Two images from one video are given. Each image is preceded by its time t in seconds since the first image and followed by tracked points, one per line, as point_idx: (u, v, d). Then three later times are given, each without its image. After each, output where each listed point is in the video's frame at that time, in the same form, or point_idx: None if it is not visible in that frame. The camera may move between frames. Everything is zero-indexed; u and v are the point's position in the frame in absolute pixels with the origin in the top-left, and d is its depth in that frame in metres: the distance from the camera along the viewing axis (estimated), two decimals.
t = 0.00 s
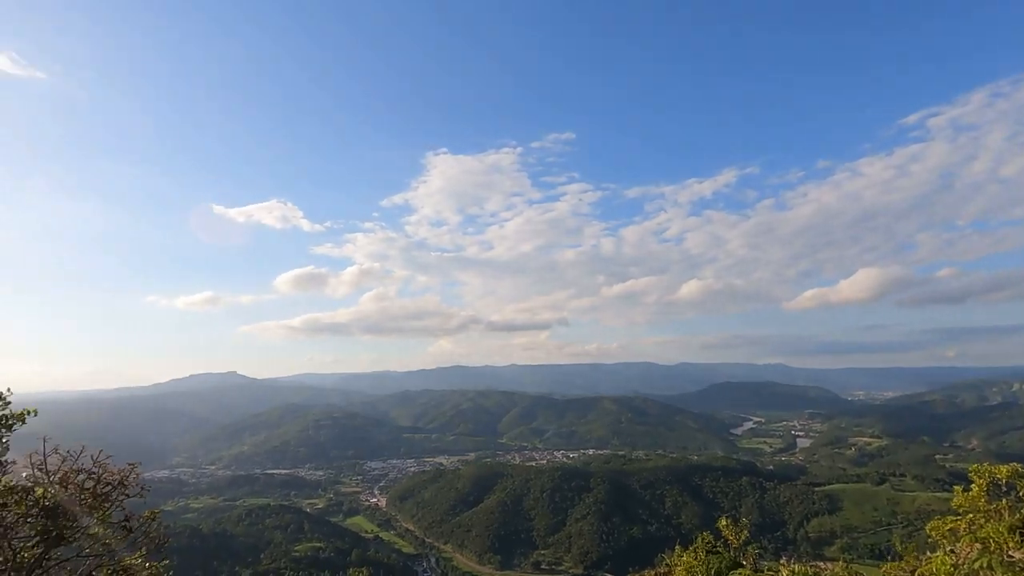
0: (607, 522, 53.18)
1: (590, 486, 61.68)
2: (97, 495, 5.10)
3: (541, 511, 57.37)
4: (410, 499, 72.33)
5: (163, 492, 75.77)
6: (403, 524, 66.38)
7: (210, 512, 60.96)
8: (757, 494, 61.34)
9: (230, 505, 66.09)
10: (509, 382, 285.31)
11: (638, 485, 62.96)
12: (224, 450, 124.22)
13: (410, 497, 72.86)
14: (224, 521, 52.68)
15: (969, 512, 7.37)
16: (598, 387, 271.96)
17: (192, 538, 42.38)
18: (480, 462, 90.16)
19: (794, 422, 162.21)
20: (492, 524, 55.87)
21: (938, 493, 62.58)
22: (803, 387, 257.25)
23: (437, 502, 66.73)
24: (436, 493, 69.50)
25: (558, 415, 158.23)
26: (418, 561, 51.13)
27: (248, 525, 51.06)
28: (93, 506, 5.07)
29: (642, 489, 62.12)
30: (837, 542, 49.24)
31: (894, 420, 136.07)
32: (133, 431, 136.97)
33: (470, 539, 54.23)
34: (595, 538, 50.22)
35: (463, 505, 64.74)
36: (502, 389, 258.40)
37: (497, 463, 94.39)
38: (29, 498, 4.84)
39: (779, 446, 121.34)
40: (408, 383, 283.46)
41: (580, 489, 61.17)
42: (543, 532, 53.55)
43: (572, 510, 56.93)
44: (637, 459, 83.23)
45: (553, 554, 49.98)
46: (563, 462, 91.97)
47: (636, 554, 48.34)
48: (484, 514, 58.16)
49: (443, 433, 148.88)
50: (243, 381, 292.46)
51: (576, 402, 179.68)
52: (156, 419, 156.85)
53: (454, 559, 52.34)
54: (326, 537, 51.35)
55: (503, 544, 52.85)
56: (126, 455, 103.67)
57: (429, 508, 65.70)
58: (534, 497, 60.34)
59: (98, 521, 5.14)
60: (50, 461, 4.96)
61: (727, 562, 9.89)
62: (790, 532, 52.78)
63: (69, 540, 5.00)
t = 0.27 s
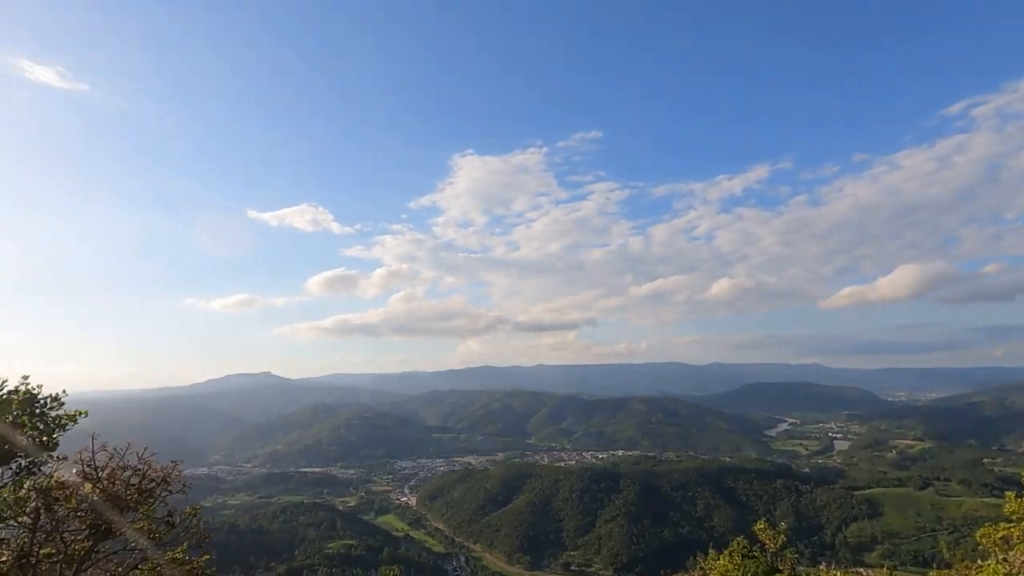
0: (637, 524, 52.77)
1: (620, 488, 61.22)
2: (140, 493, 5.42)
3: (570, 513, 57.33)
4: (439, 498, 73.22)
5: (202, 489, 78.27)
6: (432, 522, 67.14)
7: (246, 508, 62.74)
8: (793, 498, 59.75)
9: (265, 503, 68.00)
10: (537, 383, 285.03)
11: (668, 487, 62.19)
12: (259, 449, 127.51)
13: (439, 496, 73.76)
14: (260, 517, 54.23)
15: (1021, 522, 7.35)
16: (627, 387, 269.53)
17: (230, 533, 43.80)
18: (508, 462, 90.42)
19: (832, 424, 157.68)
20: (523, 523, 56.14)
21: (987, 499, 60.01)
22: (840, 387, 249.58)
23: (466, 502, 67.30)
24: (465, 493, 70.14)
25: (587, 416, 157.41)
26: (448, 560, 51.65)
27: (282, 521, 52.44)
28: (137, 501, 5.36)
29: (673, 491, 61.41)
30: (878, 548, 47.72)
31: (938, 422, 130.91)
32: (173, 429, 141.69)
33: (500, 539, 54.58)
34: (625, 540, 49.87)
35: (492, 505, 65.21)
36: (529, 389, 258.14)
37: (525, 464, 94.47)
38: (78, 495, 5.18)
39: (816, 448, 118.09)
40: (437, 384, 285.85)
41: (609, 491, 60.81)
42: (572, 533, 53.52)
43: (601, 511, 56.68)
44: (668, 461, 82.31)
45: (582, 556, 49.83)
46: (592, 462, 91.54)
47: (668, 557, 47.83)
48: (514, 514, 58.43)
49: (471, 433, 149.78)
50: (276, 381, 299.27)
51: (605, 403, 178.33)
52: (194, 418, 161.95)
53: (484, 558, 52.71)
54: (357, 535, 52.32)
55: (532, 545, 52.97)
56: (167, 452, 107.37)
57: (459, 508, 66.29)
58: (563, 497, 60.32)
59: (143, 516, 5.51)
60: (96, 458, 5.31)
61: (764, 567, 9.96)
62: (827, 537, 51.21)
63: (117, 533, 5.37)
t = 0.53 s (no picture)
0: (666, 527, 53.46)
1: (648, 490, 61.81)
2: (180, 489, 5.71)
3: (598, 514, 58.35)
4: (466, 497, 75.09)
5: (238, 487, 81.74)
6: (461, 522, 68.77)
7: (280, 506, 65.47)
8: (829, 502, 59.15)
9: (297, 500, 70.71)
10: (564, 383, 285.54)
11: (699, 489, 62.40)
12: (291, 447, 131.68)
13: (466, 496, 75.68)
14: (293, 514, 56.70)
15: None
16: (654, 387, 267.75)
17: (264, 530, 46.19)
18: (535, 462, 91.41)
19: (868, 425, 153.99)
20: (552, 524, 57.45)
21: None
22: (878, 387, 242.73)
23: (494, 502, 68.73)
24: (493, 493, 71.73)
25: (614, 416, 157.36)
26: (476, 559, 53.21)
27: (315, 519, 54.74)
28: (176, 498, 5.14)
29: (702, 493, 61.74)
30: (918, 555, 47.35)
31: (983, 423, 126.58)
32: (211, 428, 147.26)
33: (529, 539, 55.99)
34: (655, 542, 50.58)
35: (519, 505, 66.68)
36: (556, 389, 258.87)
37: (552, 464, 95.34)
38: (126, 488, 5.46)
39: (851, 451, 115.74)
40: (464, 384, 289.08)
41: (636, 493, 61.48)
42: (600, 534, 54.59)
43: (630, 513, 57.51)
44: (696, 463, 82.21)
45: (611, 558, 51.17)
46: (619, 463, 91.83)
47: (701, 561, 48.43)
48: (542, 514, 59.80)
49: (498, 433, 151.55)
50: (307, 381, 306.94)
51: (632, 404, 177.81)
52: (230, 417, 167.77)
53: (512, 558, 54.12)
54: (386, 533, 54.21)
55: (561, 546, 54.15)
56: (205, 451, 111.94)
57: (487, 508, 67.78)
58: (591, 498, 61.32)
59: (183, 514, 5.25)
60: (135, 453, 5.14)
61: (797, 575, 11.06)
62: (865, 543, 50.78)
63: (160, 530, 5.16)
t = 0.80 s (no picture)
0: (687, 531, 53.19)
1: (669, 494, 61.52)
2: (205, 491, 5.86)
3: (618, 518, 58.37)
4: (486, 500, 75.62)
5: (263, 487, 83.57)
6: (480, 524, 69.27)
7: (303, 506, 66.90)
8: (856, 507, 58.09)
9: (319, 500, 72.05)
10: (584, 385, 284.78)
11: (721, 494, 61.85)
12: (313, 448, 134.02)
13: (486, 498, 76.20)
14: (316, 514, 57.97)
15: None
16: (676, 389, 265.36)
17: (287, 530, 47.40)
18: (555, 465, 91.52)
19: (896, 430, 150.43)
20: (573, 528, 57.67)
21: None
22: (907, 391, 236.65)
23: (513, 504, 69.10)
24: (512, 495, 72.10)
25: (634, 418, 156.42)
26: (495, 562, 53.62)
27: (336, 520, 55.87)
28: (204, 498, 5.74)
29: (725, 498, 61.16)
30: (950, 563, 46.21)
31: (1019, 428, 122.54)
32: (236, 429, 150.58)
33: (549, 542, 56.26)
34: (676, 547, 50.31)
35: (538, 507, 67.07)
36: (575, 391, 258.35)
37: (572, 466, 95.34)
38: (152, 489, 5.65)
39: (879, 457, 113.23)
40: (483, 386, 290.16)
41: (657, 497, 61.24)
42: (620, 538, 54.62)
43: (650, 517, 57.33)
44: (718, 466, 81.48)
45: (631, 561, 50.94)
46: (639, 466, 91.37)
47: (723, 567, 48.04)
48: (562, 517, 60.15)
49: (518, 434, 151.94)
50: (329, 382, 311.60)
51: (653, 406, 176.52)
52: (255, 417, 171.26)
53: (531, 561, 54.33)
54: (406, 534, 55.03)
55: (581, 551, 54.18)
56: (230, 452, 114.54)
57: (506, 510, 68.16)
58: (611, 502, 61.40)
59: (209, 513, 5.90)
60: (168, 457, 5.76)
61: None
62: (894, 550, 49.79)
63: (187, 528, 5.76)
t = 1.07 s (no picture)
0: (697, 536, 52.82)
1: (679, 499, 61.11)
2: (217, 493, 5.97)
3: (627, 522, 58.09)
4: (495, 504, 75.55)
5: (273, 490, 84.06)
6: (489, 528, 69.19)
7: (312, 509, 67.36)
8: (870, 513, 57.39)
9: (328, 503, 72.31)
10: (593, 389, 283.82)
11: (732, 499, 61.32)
12: (323, 451, 134.64)
13: (495, 502, 76.04)
14: (325, 517, 58.20)
15: None
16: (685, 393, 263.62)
17: (296, 532, 47.66)
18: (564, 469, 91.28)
19: (911, 435, 148.49)
20: (582, 532, 57.50)
21: None
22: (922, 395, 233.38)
23: (522, 508, 68.99)
24: (521, 499, 72.01)
25: (643, 422, 155.63)
26: (505, 566, 53.48)
27: (346, 523, 56.02)
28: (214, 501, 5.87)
29: (736, 503, 60.64)
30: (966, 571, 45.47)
31: None
32: (247, 432, 151.68)
33: (558, 546, 56.11)
34: (686, 553, 49.94)
35: (547, 511, 66.97)
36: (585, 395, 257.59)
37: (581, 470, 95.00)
38: (165, 492, 5.82)
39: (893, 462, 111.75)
40: (492, 390, 289.97)
41: (667, 502, 60.85)
42: (630, 543, 54.31)
43: (660, 522, 57.02)
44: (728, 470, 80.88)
45: (642, 566, 50.60)
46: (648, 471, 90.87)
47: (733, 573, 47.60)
48: (571, 520, 60.04)
49: (526, 438, 151.63)
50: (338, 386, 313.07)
51: (662, 410, 175.54)
52: (265, 421, 172.28)
53: (541, 565, 54.16)
54: (415, 538, 55.06)
55: (591, 555, 53.93)
56: (241, 455, 115.28)
57: (515, 514, 68.08)
58: (621, 506, 61.10)
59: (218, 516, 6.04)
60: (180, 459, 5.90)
61: None
62: (909, 557, 49.11)
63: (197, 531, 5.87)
